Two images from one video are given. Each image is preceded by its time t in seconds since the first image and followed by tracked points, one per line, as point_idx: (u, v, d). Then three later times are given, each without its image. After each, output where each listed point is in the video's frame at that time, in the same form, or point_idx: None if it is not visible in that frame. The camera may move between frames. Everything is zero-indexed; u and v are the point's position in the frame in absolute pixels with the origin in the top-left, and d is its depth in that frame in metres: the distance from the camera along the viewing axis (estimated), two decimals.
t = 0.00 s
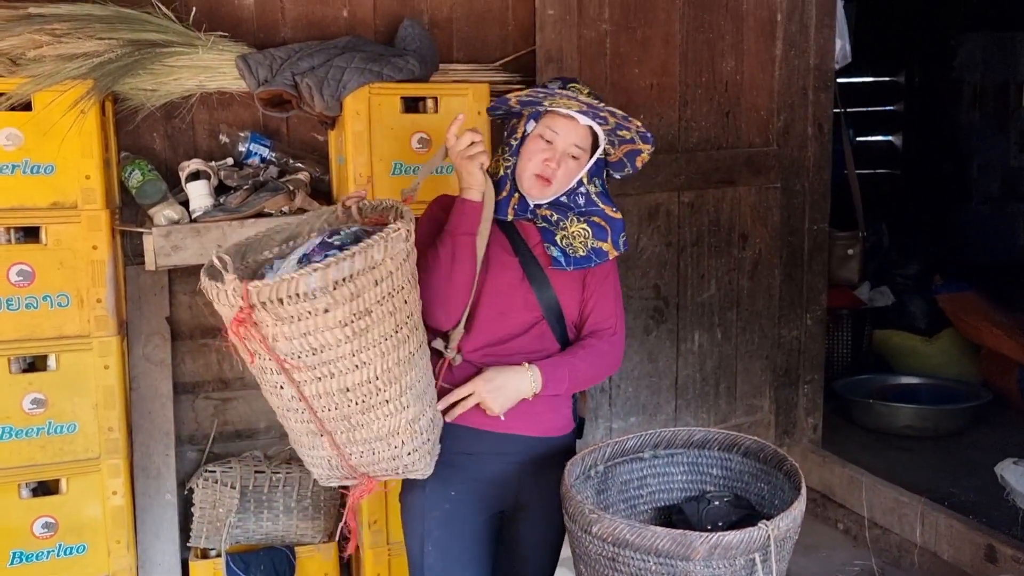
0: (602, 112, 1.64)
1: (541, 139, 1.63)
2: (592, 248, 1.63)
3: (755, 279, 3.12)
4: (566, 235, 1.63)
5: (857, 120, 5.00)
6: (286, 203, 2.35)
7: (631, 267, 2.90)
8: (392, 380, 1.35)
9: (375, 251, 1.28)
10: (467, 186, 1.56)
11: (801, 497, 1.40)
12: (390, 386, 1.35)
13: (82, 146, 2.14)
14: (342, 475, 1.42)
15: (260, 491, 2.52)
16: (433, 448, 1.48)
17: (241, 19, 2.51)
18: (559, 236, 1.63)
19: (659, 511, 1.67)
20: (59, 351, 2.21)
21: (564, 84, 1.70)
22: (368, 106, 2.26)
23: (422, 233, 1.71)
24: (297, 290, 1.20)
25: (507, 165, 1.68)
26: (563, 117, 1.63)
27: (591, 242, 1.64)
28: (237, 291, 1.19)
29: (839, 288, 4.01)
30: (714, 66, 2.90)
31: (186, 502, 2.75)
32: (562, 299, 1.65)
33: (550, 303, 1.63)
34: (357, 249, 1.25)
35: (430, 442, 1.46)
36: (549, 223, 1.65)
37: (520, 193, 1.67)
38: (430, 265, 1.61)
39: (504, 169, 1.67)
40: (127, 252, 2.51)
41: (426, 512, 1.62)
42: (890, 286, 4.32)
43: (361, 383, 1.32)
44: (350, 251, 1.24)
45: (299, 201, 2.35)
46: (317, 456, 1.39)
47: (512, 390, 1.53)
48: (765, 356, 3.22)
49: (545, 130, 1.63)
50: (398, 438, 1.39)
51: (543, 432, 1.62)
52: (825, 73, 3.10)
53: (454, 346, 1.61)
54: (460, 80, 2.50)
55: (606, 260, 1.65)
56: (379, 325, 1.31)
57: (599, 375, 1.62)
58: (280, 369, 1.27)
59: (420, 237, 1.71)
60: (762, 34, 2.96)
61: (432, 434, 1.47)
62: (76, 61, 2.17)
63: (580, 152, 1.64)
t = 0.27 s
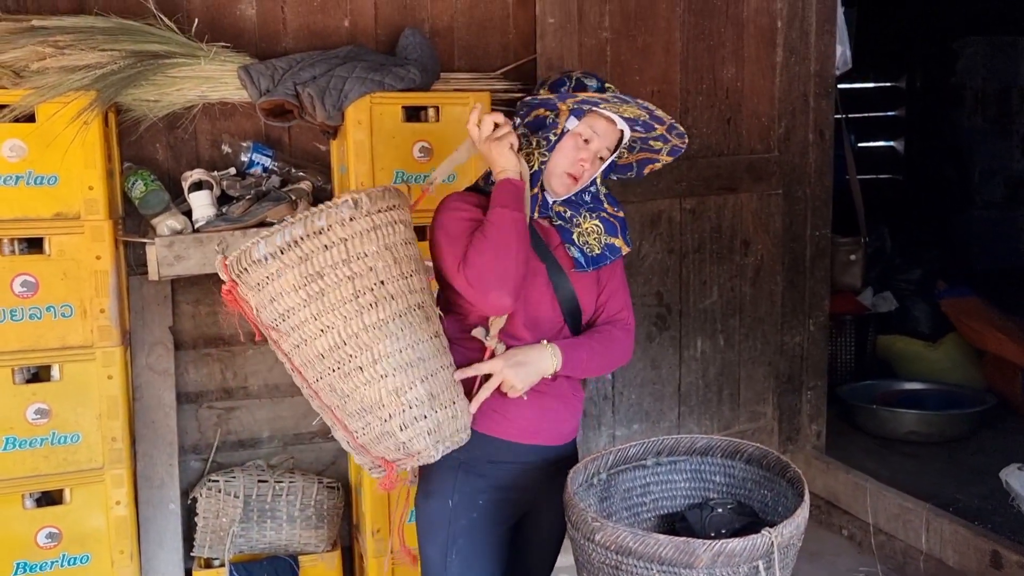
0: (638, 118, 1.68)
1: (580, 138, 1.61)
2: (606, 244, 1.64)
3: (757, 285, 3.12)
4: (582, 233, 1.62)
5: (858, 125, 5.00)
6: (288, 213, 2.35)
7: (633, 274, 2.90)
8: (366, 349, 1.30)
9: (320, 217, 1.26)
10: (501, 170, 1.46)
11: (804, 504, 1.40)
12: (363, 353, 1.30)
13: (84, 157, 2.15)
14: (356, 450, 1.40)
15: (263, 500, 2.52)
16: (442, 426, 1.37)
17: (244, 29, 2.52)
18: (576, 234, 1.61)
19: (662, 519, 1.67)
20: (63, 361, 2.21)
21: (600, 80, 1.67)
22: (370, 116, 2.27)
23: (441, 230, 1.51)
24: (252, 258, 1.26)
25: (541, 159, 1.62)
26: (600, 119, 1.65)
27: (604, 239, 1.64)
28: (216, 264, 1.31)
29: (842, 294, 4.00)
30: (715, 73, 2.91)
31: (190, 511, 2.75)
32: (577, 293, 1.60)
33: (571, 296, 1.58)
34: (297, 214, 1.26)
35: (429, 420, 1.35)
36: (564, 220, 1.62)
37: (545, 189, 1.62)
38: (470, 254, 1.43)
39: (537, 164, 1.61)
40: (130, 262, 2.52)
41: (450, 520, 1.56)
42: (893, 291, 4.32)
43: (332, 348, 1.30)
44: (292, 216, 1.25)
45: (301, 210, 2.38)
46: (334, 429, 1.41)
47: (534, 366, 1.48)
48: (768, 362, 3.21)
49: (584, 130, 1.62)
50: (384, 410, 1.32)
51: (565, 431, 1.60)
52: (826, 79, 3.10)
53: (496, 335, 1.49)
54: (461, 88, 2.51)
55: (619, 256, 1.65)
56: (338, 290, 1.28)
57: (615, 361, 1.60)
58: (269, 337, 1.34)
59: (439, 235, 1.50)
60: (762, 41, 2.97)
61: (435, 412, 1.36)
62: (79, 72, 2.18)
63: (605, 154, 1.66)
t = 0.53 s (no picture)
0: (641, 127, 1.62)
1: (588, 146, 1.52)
2: (598, 249, 1.61)
3: (762, 291, 3.12)
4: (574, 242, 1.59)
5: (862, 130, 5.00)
6: (292, 220, 2.37)
7: (638, 279, 2.90)
8: (350, 378, 1.30)
9: (303, 247, 1.28)
10: (536, 204, 1.38)
11: (813, 510, 1.40)
12: (349, 383, 1.30)
13: (89, 165, 2.14)
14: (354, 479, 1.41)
15: (269, 506, 2.51)
16: (428, 462, 1.34)
17: (248, 37, 2.53)
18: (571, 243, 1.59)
19: (669, 526, 1.67)
20: (68, 370, 2.21)
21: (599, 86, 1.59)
22: (374, 123, 2.26)
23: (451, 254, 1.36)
24: (246, 287, 1.31)
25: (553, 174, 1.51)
26: (603, 125, 1.56)
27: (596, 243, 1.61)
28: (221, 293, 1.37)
29: (847, 299, 3.99)
30: (718, 79, 2.91)
31: (195, 519, 2.75)
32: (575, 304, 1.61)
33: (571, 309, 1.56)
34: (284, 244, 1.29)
35: (415, 454, 1.33)
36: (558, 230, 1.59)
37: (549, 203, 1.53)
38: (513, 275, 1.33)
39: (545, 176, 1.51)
40: (135, 270, 2.52)
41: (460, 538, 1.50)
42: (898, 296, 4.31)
43: (319, 378, 1.31)
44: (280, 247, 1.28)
45: (306, 217, 2.38)
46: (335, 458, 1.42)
47: (545, 397, 1.43)
48: (773, 368, 3.21)
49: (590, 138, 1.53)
50: (367, 441, 1.32)
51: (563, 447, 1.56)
52: (830, 84, 3.10)
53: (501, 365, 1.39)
54: (465, 95, 2.51)
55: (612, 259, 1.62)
56: (322, 320, 1.29)
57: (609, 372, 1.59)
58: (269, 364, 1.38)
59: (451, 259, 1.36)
60: (766, 46, 2.97)
61: (421, 446, 1.33)
62: (84, 80, 2.19)
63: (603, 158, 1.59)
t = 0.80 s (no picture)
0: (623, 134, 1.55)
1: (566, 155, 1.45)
2: (568, 265, 1.60)
3: (765, 296, 3.12)
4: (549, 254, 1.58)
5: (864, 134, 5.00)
6: (296, 227, 2.37)
7: (641, 285, 2.90)
8: (356, 434, 1.26)
9: (298, 300, 1.21)
10: (514, 274, 1.35)
11: (819, 518, 1.39)
12: (352, 441, 1.26)
13: (93, 173, 2.15)
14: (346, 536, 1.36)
15: (273, 513, 2.52)
16: (437, 511, 1.34)
17: (251, 45, 2.53)
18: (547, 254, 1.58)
19: (674, 534, 1.66)
20: (71, 377, 2.21)
21: (574, 92, 1.51)
22: (377, 131, 2.27)
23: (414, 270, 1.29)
24: (226, 347, 1.20)
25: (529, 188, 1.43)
26: (580, 129, 1.49)
27: (567, 259, 1.60)
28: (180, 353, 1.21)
29: (850, 304, 3.99)
30: (720, 84, 2.91)
31: (199, 527, 2.75)
32: (556, 319, 1.59)
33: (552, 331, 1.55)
34: (274, 298, 1.20)
35: (425, 506, 1.32)
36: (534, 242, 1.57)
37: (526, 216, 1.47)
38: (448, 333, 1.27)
39: (524, 190, 1.43)
40: (138, 277, 2.52)
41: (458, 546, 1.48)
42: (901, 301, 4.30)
43: (318, 438, 1.26)
44: (270, 302, 1.20)
45: (309, 224, 2.38)
46: (320, 515, 1.37)
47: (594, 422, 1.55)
48: (777, 373, 3.20)
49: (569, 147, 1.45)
50: (375, 499, 1.29)
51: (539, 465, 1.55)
52: (832, 89, 3.09)
53: (488, 409, 1.41)
54: (467, 101, 2.51)
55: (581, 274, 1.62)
56: (321, 376, 1.23)
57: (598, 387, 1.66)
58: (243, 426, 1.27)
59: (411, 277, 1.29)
60: (768, 51, 2.97)
61: (430, 497, 1.33)
62: (88, 89, 2.19)
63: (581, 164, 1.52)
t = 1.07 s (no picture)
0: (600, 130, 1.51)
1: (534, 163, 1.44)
2: (557, 274, 1.63)
3: (769, 301, 3.11)
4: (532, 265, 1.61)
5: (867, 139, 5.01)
6: (301, 232, 2.36)
7: (645, 290, 2.90)
8: (310, 454, 1.26)
9: (256, 313, 1.22)
10: (496, 293, 1.35)
11: (827, 523, 1.39)
12: (306, 459, 1.26)
13: (98, 178, 2.15)
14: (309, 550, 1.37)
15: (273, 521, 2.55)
16: (394, 535, 1.32)
17: (256, 50, 2.54)
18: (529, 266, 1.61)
19: (680, 539, 1.66)
20: (76, 382, 2.22)
21: (539, 92, 1.48)
22: (381, 136, 2.28)
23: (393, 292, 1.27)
24: (189, 354, 1.25)
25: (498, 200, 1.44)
26: (550, 132, 1.46)
27: (557, 268, 1.63)
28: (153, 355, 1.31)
29: (854, 308, 3.98)
30: (725, 89, 2.91)
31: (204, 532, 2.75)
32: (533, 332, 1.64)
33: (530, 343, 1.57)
34: (233, 309, 1.22)
35: (380, 530, 1.30)
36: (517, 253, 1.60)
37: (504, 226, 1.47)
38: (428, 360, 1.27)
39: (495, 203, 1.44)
40: (143, 282, 2.53)
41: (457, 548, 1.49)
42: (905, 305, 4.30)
43: (273, 452, 1.27)
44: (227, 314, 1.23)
45: (313, 229, 2.37)
46: (284, 527, 1.39)
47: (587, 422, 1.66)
48: (781, 378, 3.20)
49: (536, 153, 1.45)
50: (329, 519, 1.29)
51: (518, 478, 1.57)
52: (836, 94, 3.09)
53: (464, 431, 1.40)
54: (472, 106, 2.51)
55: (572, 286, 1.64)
56: (277, 392, 1.24)
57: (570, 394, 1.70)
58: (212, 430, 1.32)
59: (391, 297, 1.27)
60: (772, 56, 2.97)
61: (386, 520, 1.31)
62: (94, 94, 2.19)
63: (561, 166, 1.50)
